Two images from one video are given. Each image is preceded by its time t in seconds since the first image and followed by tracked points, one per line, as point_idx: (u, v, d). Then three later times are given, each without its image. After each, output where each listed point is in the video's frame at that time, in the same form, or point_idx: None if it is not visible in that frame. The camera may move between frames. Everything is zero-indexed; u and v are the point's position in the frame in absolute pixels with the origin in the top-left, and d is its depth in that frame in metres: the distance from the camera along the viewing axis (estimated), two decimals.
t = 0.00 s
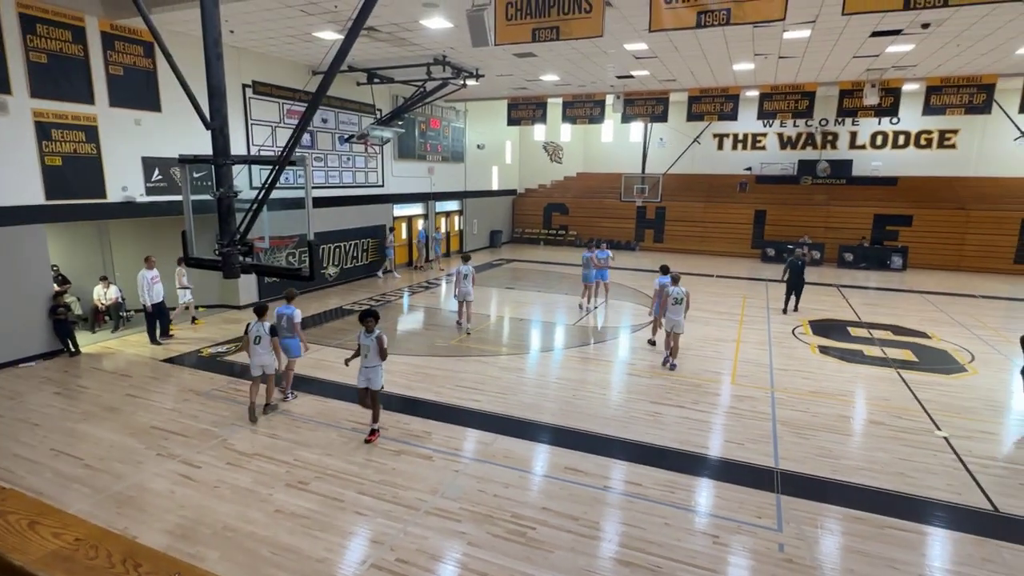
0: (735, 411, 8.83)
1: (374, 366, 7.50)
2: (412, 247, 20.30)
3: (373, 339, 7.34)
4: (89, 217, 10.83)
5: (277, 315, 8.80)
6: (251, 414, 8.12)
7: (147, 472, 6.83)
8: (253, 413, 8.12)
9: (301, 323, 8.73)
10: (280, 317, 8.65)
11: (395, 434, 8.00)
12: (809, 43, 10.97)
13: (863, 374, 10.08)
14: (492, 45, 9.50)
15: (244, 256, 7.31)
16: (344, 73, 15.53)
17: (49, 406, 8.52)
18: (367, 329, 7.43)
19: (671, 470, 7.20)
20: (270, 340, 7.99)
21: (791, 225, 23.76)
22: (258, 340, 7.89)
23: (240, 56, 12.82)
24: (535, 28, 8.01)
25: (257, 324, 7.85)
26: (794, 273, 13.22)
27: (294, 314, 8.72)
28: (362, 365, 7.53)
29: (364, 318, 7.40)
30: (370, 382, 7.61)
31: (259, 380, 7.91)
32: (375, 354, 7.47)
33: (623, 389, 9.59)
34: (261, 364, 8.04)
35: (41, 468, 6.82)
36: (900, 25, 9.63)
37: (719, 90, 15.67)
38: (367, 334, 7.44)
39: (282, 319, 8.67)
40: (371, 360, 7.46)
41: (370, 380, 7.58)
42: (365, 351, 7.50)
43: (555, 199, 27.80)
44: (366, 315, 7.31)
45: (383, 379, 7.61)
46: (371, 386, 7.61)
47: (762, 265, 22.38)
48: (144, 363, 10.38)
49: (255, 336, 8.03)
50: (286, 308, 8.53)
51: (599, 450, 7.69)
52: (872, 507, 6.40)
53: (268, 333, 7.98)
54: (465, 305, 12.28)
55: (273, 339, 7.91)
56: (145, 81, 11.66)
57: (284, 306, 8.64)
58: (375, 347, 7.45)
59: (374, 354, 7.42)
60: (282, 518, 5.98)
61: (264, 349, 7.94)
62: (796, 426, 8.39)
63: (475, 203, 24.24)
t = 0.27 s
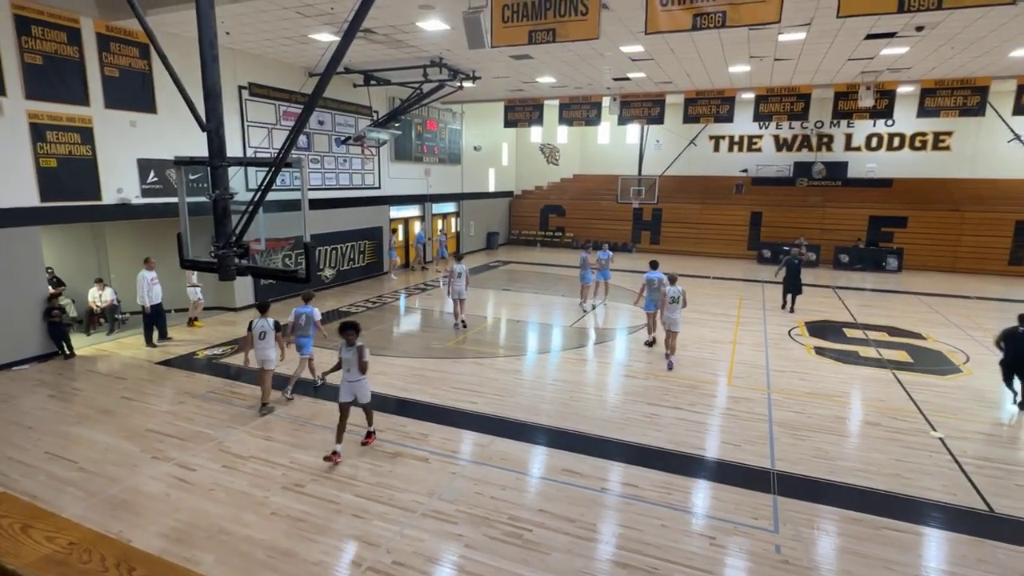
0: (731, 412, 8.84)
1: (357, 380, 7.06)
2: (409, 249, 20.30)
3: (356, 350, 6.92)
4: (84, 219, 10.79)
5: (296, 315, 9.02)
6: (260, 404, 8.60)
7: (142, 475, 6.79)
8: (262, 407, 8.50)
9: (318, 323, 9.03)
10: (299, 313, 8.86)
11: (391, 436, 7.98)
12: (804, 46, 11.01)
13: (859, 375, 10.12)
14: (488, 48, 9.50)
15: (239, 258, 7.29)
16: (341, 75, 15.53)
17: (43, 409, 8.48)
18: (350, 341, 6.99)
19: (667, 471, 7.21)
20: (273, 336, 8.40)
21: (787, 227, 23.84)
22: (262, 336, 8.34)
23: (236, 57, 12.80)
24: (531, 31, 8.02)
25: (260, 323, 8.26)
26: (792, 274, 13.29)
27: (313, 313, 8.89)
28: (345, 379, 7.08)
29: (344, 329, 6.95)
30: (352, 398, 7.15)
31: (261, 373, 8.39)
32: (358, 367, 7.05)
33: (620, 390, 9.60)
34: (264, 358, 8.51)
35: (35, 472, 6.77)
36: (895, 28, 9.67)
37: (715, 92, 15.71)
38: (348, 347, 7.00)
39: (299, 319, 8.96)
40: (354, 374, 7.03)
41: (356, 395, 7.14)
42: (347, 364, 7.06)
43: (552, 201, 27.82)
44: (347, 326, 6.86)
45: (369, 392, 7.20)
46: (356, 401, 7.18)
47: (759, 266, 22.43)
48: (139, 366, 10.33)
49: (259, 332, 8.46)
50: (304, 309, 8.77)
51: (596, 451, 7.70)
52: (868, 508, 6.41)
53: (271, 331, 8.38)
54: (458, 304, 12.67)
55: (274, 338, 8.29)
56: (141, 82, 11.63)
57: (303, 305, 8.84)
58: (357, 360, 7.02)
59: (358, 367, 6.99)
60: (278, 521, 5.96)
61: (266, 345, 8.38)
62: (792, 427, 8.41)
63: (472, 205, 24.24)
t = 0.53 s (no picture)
0: (716, 411, 8.91)
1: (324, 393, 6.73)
2: (394, 251, 20.18)
3: (323, 362, 6.58)
4: (60, 221, 10.56)
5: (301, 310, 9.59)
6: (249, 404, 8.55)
7: (121, 482, 6.66)
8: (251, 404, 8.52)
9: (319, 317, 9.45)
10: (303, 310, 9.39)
11: (376, 439, 7.92)
12: (785, 49, 11.17)
13: (840, 373, 10.26)
14: (473, 48, 9.48)
15: (220, 260, 7.18)
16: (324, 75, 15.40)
17: (18, 415, 8.27)
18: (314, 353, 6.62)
19: (653, 471, 7.24)
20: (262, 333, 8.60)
21: (769, 228, 24.14)
22: (250, 333, 8.53)
23: (217, 57, 12.63)
24: (515, 32, 8.01)
25: (249, 319, 8.49)
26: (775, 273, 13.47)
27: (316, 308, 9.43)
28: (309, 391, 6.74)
29: (309, 339, 6.60)
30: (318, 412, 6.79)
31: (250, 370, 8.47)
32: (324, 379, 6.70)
33: (606, 391, 9.64)
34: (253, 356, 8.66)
35: (9, 480, 6.61)
36: (873, 32, 9.84)
37: (698, 94, 15.84)
38: (314, 357, 6.65)
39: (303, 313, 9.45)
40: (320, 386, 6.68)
41: (320, 408, 6.77)
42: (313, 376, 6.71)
43: (537, 203, 27.85)
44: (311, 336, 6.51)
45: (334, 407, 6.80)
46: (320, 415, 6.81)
47: (741, 267, 22.69)
48: (118, 371, 10.13)
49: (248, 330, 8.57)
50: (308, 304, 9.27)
51: (583, 452, 7.71)
52: (850, 505, 6.50)
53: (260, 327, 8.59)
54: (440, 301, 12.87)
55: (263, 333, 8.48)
56: (119, 82, 11.43)
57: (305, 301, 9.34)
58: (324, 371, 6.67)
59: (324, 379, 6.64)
60: (261, 527, 5.88)
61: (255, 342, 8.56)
62: (776, 426, 8.50)
63: (457, 206, 24.17)
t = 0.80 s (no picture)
0: (699, 410, 8.99)
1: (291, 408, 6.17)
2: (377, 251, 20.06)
3: (291, 376, 5.99)
4: (33, 221, 10.31)
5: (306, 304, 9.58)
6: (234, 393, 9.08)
7: (98, 489, 6.53)
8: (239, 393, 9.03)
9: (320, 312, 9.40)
10: (305, 303, 9.53)
11: (361, 442, 7.86)
12: (765, 51, 11.30)
13: (821, 371, 10.41)
14: (456, 49, 9.46)
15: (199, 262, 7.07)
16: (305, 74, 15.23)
17: None
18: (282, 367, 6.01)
19: (637, 469, 7.29)
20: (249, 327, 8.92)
21: (751, 228, 24.43)
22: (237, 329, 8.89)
23: (195, 55, 12.44)
24: (498, 32, 8.01)
25: (236, 315, 8.79)
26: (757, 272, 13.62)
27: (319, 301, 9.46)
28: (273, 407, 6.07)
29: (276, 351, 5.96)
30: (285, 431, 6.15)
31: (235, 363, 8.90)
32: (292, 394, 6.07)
33: (591, 390, 9.67)
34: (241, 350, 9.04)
35: None
36: (849, 35, 10.01)
37: (680, 95, 15.93)
38: (282, 371, 6.03)
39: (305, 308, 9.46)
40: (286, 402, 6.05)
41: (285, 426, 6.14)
42: (279, 390, 6.07)
43: (522, 203, 27.85)
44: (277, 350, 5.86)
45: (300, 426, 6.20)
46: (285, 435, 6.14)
47: (724, 266, 22.93)
48: (95, 375, 9.92)
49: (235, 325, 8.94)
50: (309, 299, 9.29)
51: (569, 452, 7.72)
52: (830, 501, 6.59)
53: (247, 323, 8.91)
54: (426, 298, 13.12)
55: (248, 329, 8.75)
56: (95, 80, 11.20)
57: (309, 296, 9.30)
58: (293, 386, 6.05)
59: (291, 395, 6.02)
60: (243, 532, 5.80)
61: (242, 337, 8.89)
62: (758, 423, 8.60)
63: (441, 207, 24.07)
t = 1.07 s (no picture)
0: (688, 408, 9.04)
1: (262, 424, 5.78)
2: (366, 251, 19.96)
3: (263, 391, 5.64)
4: (15, 221, 10.13)
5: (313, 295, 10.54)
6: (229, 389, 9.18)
7: (83, 493, 6.43)
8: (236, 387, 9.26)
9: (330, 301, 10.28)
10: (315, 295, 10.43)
11: (350, 443, 7.81)
12: (752, 52, 11.39)
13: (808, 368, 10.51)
14: (445, 49, 9.43)
15: (186, 262, 6.99)
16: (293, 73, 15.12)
17: None
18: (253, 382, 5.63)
19: (627, 468, 7.31)
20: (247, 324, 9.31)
21: (739, 227, 24.62)
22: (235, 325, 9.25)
23: (181, 53, 12.29)
24: (487, 31, 8.00)
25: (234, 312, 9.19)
26: (746, 270, 13.74)
27: (329, 293, 10.52)
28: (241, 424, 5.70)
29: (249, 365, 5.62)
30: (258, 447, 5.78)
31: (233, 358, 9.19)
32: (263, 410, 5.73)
33: (581, 390, 9.68)
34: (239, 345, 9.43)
35: None
36: (835, 36, 10.11)
37: (669, 95, 15.99)
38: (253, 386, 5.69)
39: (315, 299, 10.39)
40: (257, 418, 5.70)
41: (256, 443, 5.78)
42: (248, 405, 5.71)
43: (512, 203, 27.85)
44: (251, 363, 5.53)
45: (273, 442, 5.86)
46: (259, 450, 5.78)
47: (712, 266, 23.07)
48: (79, 377, 9.77)
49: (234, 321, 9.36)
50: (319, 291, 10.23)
51: (559, 451, 7.73)
52: (819, 497, 6.66)
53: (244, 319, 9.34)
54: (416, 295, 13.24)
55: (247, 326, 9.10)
56: (78, 78, 11.04)
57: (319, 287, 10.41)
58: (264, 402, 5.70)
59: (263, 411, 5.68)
60: (231, 535, 5.74)
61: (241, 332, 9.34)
62: (747, 421, 8.66)
63: (431, 206, 24.02)
